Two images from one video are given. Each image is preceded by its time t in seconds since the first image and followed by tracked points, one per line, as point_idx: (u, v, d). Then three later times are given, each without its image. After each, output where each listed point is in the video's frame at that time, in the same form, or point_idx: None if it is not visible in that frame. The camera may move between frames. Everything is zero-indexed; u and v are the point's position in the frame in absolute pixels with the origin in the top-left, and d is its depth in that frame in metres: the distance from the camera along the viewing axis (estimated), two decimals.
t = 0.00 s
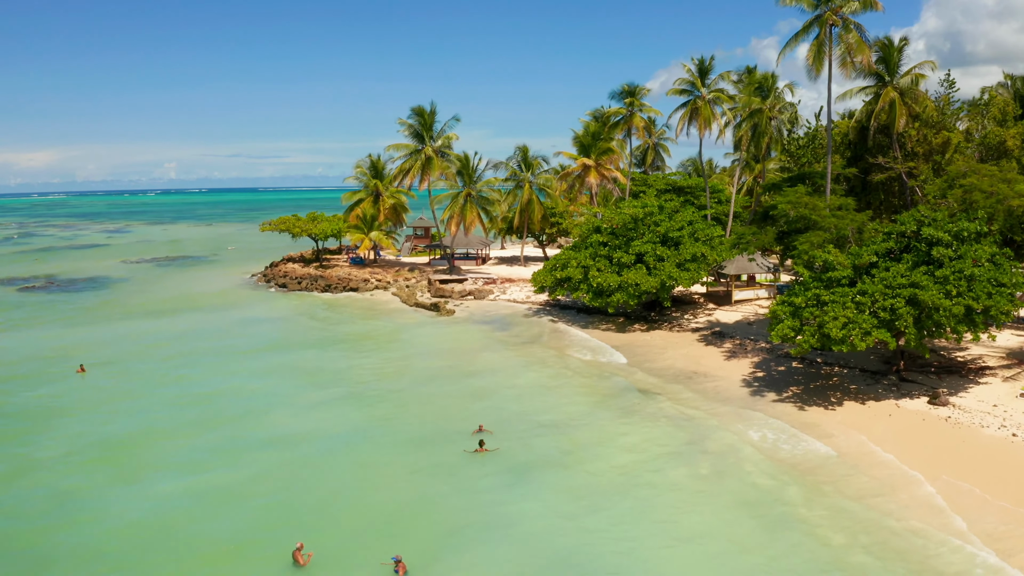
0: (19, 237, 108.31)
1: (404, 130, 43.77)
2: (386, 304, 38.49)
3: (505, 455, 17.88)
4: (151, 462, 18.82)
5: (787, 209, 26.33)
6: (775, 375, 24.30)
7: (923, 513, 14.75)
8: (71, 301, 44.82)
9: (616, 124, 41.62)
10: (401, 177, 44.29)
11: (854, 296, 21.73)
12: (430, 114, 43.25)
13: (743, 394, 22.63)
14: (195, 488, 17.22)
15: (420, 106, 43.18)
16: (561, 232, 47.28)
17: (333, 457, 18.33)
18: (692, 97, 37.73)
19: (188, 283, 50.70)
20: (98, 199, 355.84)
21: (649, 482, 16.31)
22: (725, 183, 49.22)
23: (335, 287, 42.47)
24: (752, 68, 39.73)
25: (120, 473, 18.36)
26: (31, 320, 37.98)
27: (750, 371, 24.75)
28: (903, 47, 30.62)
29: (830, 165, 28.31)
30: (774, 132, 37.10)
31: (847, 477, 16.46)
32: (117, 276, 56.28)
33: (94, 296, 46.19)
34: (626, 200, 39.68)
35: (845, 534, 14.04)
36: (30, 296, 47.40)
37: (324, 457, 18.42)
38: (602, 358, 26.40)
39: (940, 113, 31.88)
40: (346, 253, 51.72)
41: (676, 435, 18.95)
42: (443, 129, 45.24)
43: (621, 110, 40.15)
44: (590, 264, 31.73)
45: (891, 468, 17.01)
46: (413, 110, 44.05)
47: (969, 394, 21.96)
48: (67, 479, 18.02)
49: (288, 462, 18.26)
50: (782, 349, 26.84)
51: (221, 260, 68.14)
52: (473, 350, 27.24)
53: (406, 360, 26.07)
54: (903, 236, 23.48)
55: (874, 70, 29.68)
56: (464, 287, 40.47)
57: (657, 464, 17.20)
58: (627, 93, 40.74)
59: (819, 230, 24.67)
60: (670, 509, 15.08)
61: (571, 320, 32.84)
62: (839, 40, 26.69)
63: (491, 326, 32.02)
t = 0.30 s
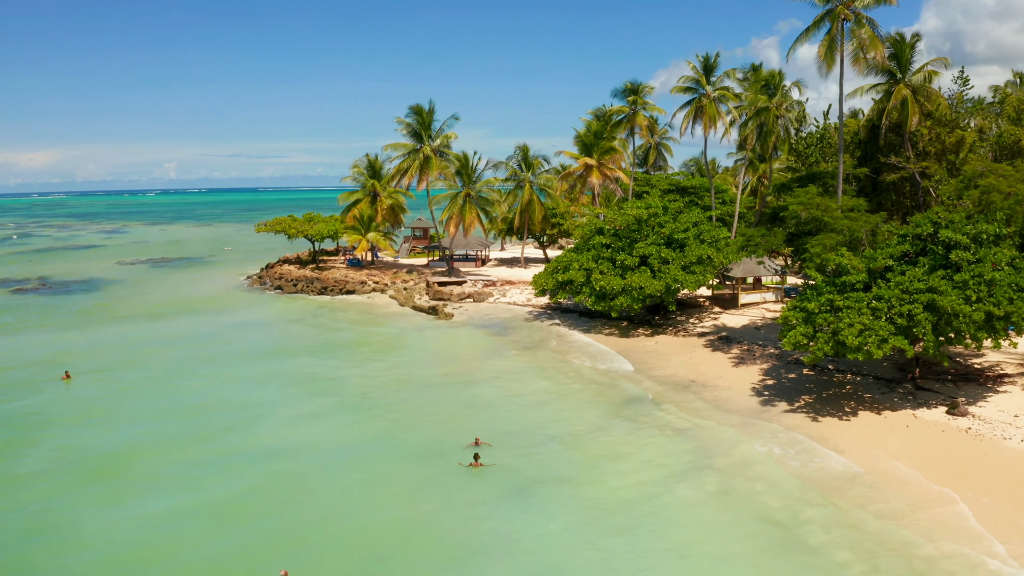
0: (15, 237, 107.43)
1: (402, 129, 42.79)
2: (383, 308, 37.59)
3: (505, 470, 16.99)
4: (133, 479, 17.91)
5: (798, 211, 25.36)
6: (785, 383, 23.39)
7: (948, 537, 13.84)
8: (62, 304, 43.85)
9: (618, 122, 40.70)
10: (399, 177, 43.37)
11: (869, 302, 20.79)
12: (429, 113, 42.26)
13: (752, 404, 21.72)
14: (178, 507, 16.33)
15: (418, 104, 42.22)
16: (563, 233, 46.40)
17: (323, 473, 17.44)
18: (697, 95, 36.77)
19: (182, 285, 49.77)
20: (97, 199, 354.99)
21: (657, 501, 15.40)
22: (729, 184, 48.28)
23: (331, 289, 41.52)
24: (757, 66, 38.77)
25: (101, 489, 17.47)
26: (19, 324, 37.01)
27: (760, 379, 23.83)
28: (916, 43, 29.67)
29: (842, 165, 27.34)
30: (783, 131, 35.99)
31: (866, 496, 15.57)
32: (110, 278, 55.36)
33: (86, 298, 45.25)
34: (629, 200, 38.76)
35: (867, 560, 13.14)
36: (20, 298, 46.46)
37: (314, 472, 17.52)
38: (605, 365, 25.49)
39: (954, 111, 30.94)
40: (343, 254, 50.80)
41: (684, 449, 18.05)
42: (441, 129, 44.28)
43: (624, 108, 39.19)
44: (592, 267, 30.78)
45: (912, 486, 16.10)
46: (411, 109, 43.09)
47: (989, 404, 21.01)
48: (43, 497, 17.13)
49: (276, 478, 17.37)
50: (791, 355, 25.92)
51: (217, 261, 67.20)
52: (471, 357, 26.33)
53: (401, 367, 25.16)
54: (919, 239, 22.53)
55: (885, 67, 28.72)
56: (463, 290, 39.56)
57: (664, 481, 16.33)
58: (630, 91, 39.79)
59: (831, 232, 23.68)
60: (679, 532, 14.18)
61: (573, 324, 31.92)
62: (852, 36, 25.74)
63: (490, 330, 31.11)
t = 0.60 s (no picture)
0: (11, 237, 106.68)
1: (401, 128, 41.87)
2: (380, 311, 36.72)
3: (505, 487, 16.10)
4: (113, 495, 16.99)
5: (809, 212, 24.45)
6: (797, 392, 22.49)
7: (978, 563, 12.93)
8: (52, 306, 42.91)
9: (621, 121, 39.81)
10: (397, 177, 42.44)
11: (886, 307, 19.87)
12: (427, 111, 41.35)
13: (763, 414, 20.82)
14: (158, 527, 15.41)
15: (417, 103, 41.32)
16: (564, 234, 45.51)
17: (312, 490, 16.53)
18: (702, 93, 35.88)
19: (175, 286, 48.82)
20: (96, 199, 354.22)
21: (667, 522, 14.51)
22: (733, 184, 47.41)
23: (327, 292, 40.62)
24: (763, 63, 37.84)
25: (78, 507, 16.53)
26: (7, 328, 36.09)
27: (770, 387, 22.91)
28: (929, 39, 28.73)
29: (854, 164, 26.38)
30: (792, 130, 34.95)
31: (888, 516, 14.68)
32: (103, 279, 54.48)
33: (77, 300, 44.35)
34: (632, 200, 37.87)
35: None
36: (10, 300, 45.52)
37: (302, 490, 16.59)
38: (609, 371, 24.61)
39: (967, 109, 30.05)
40: (340, 255, 49.93)
41: (692, 464, 17.12)
42: (440, 127, 43.33)
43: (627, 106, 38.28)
44: (595, 269, 29.86)
45: (936, 504, 15.21)
46: (409, 107, 42.19)
47: (1010, 414, 20.09)
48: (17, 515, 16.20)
49: (262, 496, 16.45)
50: (802, 361, 25.00)
51: (212, 262, 66.24)
52: (469, 364, 25.42)
53: (397, 375, 24.24)
54: (936, 241, 21.58)
55: (896, 63, 27.79)
56: (462, 292, 38.67)
57: (674, 499, 15.43)
58: (633, 89, 38.88)
59: (845, 234, 22.73)
60: (689, 557, 13.25)
61: (575, 328, 31.02)
62: (865, 30, 24.84)
63: (490, 334, 30.23)
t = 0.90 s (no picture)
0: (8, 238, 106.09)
1: (398, 127, 40.90)
2: (377, 314, 35.85)
3: (504, 505, 15.21)
4: (92, 511, 16.13)
5: (821, 214, 23.56)
6: (809, 401, 21.60)
7: None
8: (43, 308, 42.07)
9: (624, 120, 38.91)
10: (395, 177, 41.49)
11: (904, 313, 18.93)
12: (425, 110, 40.37)
13: (774, 424, 19.92)
14: (137, 548, 14.53)
15: (415, 101, 40.36)
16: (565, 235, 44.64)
17: (300, 508, 15.64)
18: (707, 90, 34.98)
19: (169, 288, 47.89)
20: (96, 199, 353.66)
21: (675, 543, 13.64)
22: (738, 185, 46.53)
23: (322, 294, 39.71)
24: (769, 60, 36.92)
25: (54, 524, 15.67)
26: None
27: (781, 396, 21.98)
28: (942, 34, 27.80)
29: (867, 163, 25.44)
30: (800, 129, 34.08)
31: (911, 538, 13.79)
32: (98, 281, 53.69)
33: (69, 302, 43.51)
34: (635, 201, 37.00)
35: None
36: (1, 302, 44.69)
37: (288, 507, 15.72)
38: (612, 378, 23.71)
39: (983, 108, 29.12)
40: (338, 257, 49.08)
41: (700, 480, 16.24)
42: (438, 126, 42.39)
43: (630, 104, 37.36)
44: (598, 272, 28.94)
45: (962, 525, 14.30)
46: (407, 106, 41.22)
47: None
48: None
49: (246, 514, 15.58)
50: (813, 368, 24.08)
51: (208, 263, 65.33)
52: (467, 370, 24.54)
53: (391, 383, 23.35)
54: (955, 244, 20.63)
55: (909, 60, 26.87)
56: (461, 295, 37.76)
57: (683, 518, 14.56)
58: (637, 87, 37.96)
59: (859, 237, 21.84)
60: None
61: (577, 332, 30.11)
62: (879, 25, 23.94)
63: (489, 339, 29.34)
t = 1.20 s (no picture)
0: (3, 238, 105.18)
1: (396, 126, 39.96)
2: (374, 317, 34.97)
3: (503, 527, 14.31)
4: (68, 532, 15.21)
5: (834, 215, 22.65)
6: (822, 410, 20.70)
7: None
8: (34, 311, 41.14)
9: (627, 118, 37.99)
10: (392, 177, 40.57)
11: (923, 320, 18.02)
12: (423, 108, 39.44)
13: (787, 436, 19.02)
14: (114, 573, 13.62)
15: (413, 99, 39.42)
16: (566, 237, 43.79)
17: (288, 528, 14.76)
18: (712, 88, 34.06)
19: (162, 290, 46.96)
20: (95, 199, 352.75)
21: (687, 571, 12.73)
22: (743, 186, 45.64)
23: (318, 297, 38.80)
24: (776, 57, 36.01)
25: (27, 546, 14.76)
26: None
27: (793, 405, 21.08)
28: (957, 29, 26.86)
29: (881, 162, 24.49)
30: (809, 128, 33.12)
31: (938, 564, 12.89)
32: (91, 283, 52.78)
33: (60, 305, 42.60)
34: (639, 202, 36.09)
35: None
36: None
37: (275, 528, 14.83)
38: (617, 385, 22.83)
39: (998, 105, 28.21)
40: (334, 258, 48.20)
41: (711, 498, 15.36)
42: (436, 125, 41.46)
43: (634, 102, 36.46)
44: (601, 275, 28.04)
45: (993, 549, 13.37)
46: (405, 104, 40.28)
47: None
48: None
49: (230, 535, 14.69)
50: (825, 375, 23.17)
51: (204, 264, 64.44)
52: (465, 378, 23.65)
53: (387, 391, 22.47)
54: (975, 247, 19.67)
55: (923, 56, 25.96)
56: (461, 297, 36.88)
57: (694, 542, 13.65)
58: (640, 84, 37.06)
59: (874, 240, 20.96)
60: None
61: (579, 337, 29.21)
62: (894, 19, 23.03)
63: (489, 344, 28.45)
